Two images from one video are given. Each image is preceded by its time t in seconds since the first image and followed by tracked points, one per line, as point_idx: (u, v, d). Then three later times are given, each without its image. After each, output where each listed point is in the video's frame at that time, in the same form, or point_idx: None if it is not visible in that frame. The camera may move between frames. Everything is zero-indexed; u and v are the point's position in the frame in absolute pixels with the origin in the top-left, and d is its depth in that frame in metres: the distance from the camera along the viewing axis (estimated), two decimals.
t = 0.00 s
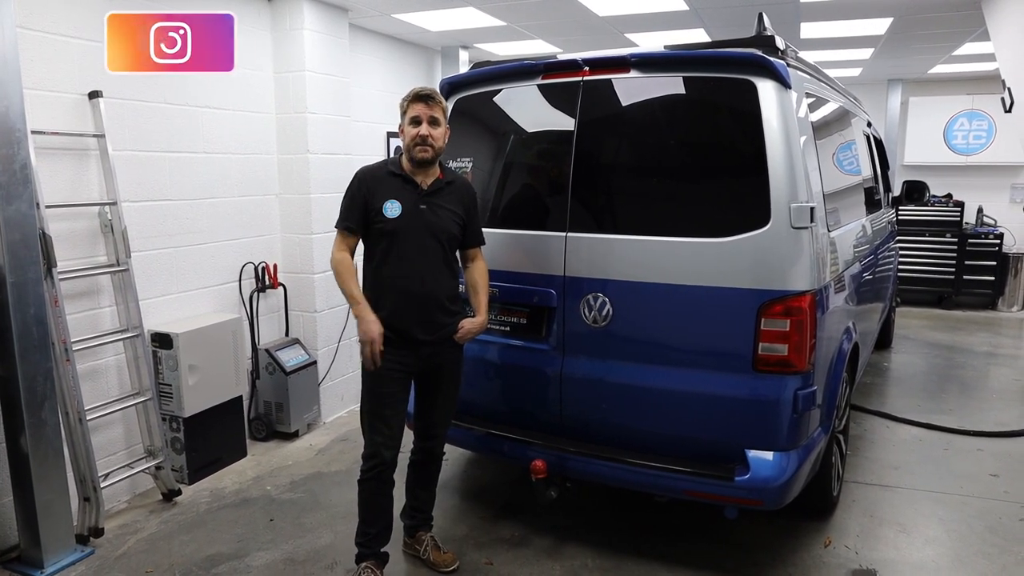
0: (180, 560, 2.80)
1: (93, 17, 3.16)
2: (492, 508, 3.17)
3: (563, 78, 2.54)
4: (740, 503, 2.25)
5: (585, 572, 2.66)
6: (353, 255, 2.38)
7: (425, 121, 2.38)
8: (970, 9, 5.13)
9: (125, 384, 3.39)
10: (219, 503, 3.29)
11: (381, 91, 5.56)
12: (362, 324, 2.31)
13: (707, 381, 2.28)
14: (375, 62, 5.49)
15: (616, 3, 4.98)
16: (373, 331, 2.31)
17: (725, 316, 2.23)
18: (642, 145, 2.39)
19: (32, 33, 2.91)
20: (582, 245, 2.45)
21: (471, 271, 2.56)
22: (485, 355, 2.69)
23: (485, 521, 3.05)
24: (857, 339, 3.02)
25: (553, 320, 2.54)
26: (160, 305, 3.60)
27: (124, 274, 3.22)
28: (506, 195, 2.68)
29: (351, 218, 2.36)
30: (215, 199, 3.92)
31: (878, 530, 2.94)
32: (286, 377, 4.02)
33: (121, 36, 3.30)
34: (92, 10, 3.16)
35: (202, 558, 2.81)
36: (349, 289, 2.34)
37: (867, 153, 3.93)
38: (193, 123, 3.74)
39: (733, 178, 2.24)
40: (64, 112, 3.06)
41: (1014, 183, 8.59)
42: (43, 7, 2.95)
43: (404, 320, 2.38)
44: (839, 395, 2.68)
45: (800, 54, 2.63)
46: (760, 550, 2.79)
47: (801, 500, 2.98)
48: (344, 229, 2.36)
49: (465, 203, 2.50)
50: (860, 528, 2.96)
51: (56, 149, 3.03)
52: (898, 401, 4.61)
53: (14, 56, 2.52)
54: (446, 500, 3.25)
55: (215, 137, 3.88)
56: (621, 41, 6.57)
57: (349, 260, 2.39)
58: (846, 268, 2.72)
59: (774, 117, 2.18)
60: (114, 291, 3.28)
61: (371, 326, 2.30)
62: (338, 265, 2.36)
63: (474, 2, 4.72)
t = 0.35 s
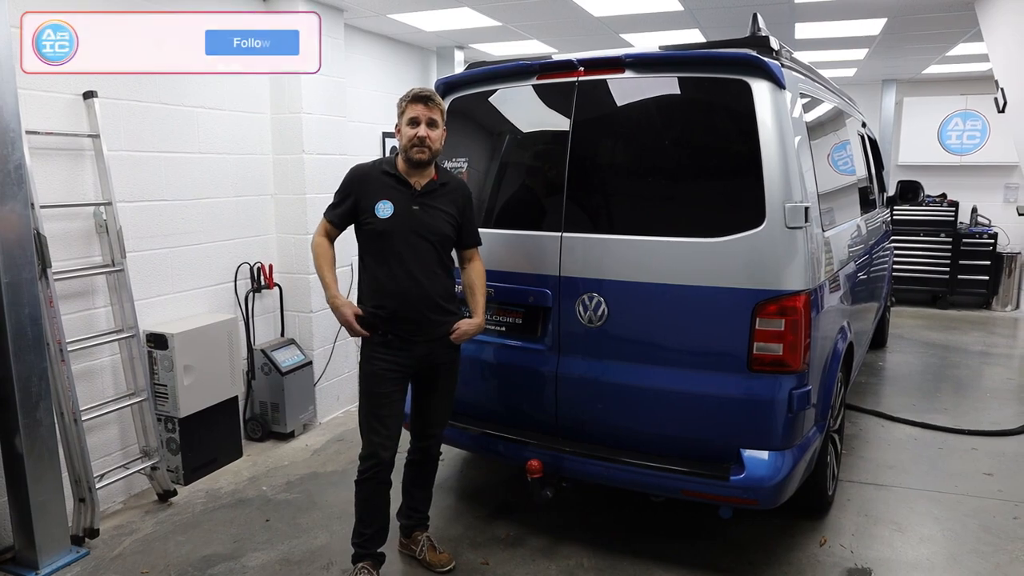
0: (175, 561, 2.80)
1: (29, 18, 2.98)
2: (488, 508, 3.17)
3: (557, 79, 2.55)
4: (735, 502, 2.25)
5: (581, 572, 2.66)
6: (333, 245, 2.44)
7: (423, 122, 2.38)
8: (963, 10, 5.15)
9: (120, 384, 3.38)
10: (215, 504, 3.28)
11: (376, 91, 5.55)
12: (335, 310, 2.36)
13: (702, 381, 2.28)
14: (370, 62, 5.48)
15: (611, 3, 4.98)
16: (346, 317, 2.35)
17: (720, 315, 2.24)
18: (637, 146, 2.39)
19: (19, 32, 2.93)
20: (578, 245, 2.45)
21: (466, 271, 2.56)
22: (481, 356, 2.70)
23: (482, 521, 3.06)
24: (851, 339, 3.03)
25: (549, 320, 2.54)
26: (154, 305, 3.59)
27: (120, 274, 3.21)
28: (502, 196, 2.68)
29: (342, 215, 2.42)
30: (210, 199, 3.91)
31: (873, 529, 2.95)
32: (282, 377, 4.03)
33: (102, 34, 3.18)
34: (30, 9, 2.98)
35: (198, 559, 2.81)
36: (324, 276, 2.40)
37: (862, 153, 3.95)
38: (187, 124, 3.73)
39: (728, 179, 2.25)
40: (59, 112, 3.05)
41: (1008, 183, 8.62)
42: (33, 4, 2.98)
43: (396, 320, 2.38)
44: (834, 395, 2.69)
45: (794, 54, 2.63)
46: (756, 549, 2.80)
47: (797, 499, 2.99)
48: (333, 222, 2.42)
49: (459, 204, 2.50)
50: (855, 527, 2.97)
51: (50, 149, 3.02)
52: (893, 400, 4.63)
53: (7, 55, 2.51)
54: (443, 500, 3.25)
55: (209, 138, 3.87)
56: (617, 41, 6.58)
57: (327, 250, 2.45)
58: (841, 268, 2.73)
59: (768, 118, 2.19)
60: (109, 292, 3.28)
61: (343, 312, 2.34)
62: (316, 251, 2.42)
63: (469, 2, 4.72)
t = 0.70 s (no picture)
0: (173, 561, 2.79)
1: (20, 17, 3.00)
2: (486, 508, 3.17)
3: (555, 79, 2.55)
4: (732, 502, 2.26)
5: (579, 572, 2.66)
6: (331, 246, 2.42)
7: (423, 129, 2.38)
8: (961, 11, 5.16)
9: (118, 385, 3.38)
10: (212, 504, 3.28)
11: (373, 92, 5.55)
12: (339, 308, 2.32)
13: (700, 381, 2.29)
14: (367, 62, 5.48)
15: (608, 4, 4.98)
16: (351, 313, 2.31)
17: (718, 316, 2.25)
18: (634, 146, 2.40)
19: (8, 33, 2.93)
20: (575, 246, 2.46)
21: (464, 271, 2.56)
22: (478, 356, 2.70)
23: (479, 521, 3.06)
24: (848, 339, 3.04)
25: (547, 320, 2.54)
26: (152, 306, 3.58)
27: (118, 275, 3.21)
28: (500, 196, 2.69)
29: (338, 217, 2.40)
30: (208, 200, 3.90)
31: (870, 529, 2.96)
32: (279, 378, 4.02)
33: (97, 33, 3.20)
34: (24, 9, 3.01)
35: (196, 560, 2.80)
36: (325, 275, 2.37)
37: (859, 154, 3.95)
38: (184, 124, 3.73)
39: (725, 180, 2.25)
40: (57, 113, 3.05)
41: (1004, 184, 8.63)
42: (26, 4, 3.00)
43: (394, 321, 2.38)
44: (831, 395, 2.69)
45: (791, 55, 2.64)
46: (753, 549, 2.80)
47: (794, 499, 3.00)
48: (329, 225, 2.40)
49: (455, 205, 2.50)
50: (852, 527, 2.97)
51: (48, 150, 3.01)
52: (890, 401, 4.64)
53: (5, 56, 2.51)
54: (441, 500, 3.25)
55: (207, 138, 3.87)
56: (614, 42, 6.59)
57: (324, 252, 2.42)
58: (838, 269, 2.74)
59: (765, 119, 2.20)
60: (106, 292, 3.27)
61: (347, 309, 2.31)
62: (314, 252, 2.39)
63: (467, 3, 4.72)
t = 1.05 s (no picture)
0: (170, 562, 2.79)
1: (20, 18, 3.00)
2: (483, 508, 3.17)
3: (553, 79, 2.55)
4: (730, 502, 2.26)
5: (576, 572, 2.66)
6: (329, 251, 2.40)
7: (418, 130, 2.37)
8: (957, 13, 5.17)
9: (115, 385, 3.37)
10: (209, 504, 3.28)
11: (371, 91, 5.55)
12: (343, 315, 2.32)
13: (698, 381, 2.29)
14: (365, 62, 5.48)
15: (606, 4, 4.98)
16: (354, 318, 2.32)
17: (715, 316, 2.25)
18: (632, 146, 2.40)
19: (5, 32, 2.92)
20: (573, 246, 2.46)
21: (460, 271, 2.56)
22: (476, 356, 2.70)
23: (477, 521, 3.05)
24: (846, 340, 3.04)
25: (544, 320, 2.54)
26: (149, 306, 3.58)
27: (114, 274, 3.20)
28: (498, 196, 2.69)
29: (335, 219, 2.39)
30: (205, 200, 3.90)
31: (867, 529, 2.96)
32: (277, 378, 4.01)
33: (91, 33, 3.17)
34: (24, 9, 3.01)
35: (193, 560, 2.80)
36: (326, 282, 2.36)
37: (857, 154, 3.96)
38: (182, 124, 3.72)
39: (722, 180, 2.25)
40: (54, 112, 3.05)
41: (1001, 184, 8.64)
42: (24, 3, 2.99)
43: (394, 322, 2.38)
44: (828, 395, 2.70)
45: (789, 55, 2.64)
46: (750, 549, 2.80)
47: (791, 499, 3.00)
48: (326, 228, 2.39)
49: (453, 205, 2.50)
50: (849, 527, 2.97)
51: (45, 150, 3.01)
52: (887, 401, 4.64)
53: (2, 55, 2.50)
54: (438, 500, 3.25)
55: (204, 138, 3.86)
56: (612, 42, 6.59)
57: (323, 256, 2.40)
58: (835, 269, 2.74)
59: (763, 119, 2.20)
60: (103, 292, 3.27)
61: (351, 316, 2.31)
62: (314, 259, 2.38)
63: (465, 3, 4.72)
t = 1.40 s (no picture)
0: (166, 564, 2.78)
1: (20, 18, 2.97)
2: (480, 512, 3.16)
3: (552, 83, 2.55)
4: (727, 507, 2.26)
5: None
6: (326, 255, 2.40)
7: (412, 130, 2.37)
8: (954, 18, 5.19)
9: (111, 387, 3.36)
10: (205, 507, 3.26)
11: (369, 94, 5.55)
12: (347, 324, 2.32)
13: (695, 385, 2.29)
14: (364, 65, 5.48)
15: (605, 8, 4.99)
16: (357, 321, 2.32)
17: (712, 320, 2.25)
18: (630, 150, 2.40)
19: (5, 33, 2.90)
20: (571, 249, 2.46)
21: (457, 275, 2.55)
22: (474, 359, 2.69)
23: (474, 525, 3.05)
24: (843, 344, 3.04)
25: (542, 323, 2.54)
26: (146, 307, 3.57)
27: (112, 276, 3.20)
28: (496, 199, 2.69)
29: (331, 223, 2.39)
30: (202, 201, 3.89)
31: (864, 533, 2.96)
32: (274, 380, 4.00)
33: (92, 33, 3.17)
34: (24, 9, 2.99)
35: (188, 562, 2.79)
36: (328, 292, 2.34)
37: (855, 158, 3.97)
38: (180, 126, 3.72)
39: (720, 184, 2.25)
40: (52, 113, 3.04)
41: (999, 189, 8.66)
42: (24, 3, 2.97)
43: (390, 325, 2.38)
44: (826, 400, 2.70)
45: (787, 60, 2.65)
46: (747, 554, 2.80)
47: (788, 503, 3.00)
48: (322, 232, 2.39)
49: (449, 207, 2.50)
50: (847, 531, 2.97)
51: (43, 152, 3.00)
52: (884, 405, 4.64)
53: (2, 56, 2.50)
54: (435, 503, 3.24)
55: (202, 140, 3.86)
56: (611, 45, 6.60)
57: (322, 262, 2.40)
58: (833, 273, 2.74)
59: (761, 122, 2.20)
60: (100, 294, 3.26)
61: (356, 324, 2.31)
62: (314, 270, 2.37)
63: (464, 6, 4.72)
